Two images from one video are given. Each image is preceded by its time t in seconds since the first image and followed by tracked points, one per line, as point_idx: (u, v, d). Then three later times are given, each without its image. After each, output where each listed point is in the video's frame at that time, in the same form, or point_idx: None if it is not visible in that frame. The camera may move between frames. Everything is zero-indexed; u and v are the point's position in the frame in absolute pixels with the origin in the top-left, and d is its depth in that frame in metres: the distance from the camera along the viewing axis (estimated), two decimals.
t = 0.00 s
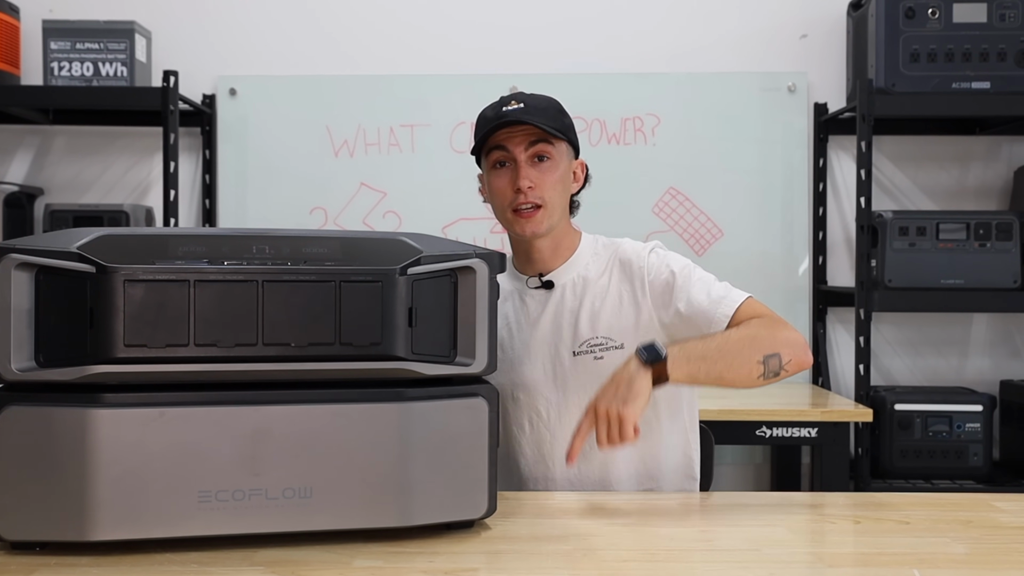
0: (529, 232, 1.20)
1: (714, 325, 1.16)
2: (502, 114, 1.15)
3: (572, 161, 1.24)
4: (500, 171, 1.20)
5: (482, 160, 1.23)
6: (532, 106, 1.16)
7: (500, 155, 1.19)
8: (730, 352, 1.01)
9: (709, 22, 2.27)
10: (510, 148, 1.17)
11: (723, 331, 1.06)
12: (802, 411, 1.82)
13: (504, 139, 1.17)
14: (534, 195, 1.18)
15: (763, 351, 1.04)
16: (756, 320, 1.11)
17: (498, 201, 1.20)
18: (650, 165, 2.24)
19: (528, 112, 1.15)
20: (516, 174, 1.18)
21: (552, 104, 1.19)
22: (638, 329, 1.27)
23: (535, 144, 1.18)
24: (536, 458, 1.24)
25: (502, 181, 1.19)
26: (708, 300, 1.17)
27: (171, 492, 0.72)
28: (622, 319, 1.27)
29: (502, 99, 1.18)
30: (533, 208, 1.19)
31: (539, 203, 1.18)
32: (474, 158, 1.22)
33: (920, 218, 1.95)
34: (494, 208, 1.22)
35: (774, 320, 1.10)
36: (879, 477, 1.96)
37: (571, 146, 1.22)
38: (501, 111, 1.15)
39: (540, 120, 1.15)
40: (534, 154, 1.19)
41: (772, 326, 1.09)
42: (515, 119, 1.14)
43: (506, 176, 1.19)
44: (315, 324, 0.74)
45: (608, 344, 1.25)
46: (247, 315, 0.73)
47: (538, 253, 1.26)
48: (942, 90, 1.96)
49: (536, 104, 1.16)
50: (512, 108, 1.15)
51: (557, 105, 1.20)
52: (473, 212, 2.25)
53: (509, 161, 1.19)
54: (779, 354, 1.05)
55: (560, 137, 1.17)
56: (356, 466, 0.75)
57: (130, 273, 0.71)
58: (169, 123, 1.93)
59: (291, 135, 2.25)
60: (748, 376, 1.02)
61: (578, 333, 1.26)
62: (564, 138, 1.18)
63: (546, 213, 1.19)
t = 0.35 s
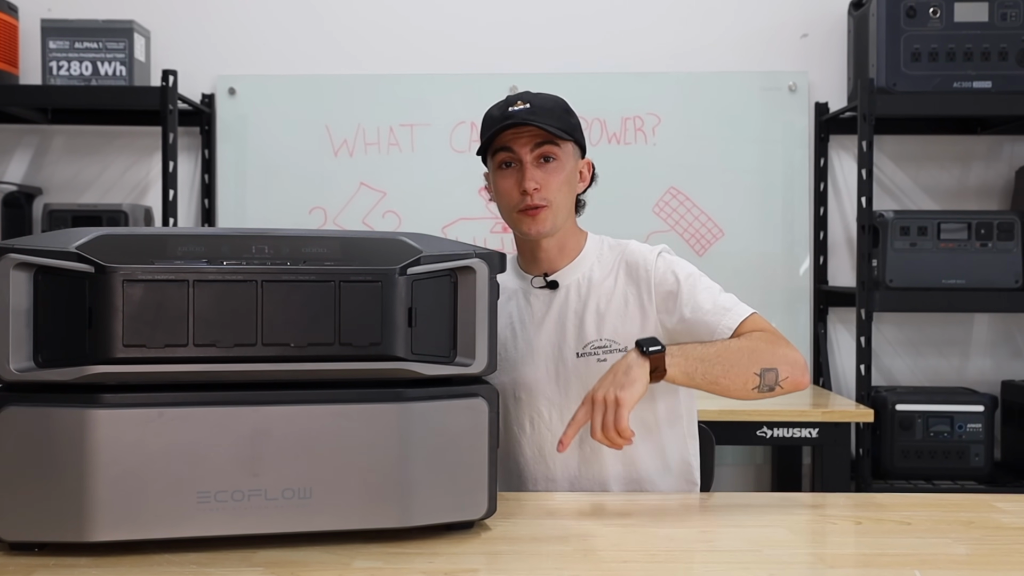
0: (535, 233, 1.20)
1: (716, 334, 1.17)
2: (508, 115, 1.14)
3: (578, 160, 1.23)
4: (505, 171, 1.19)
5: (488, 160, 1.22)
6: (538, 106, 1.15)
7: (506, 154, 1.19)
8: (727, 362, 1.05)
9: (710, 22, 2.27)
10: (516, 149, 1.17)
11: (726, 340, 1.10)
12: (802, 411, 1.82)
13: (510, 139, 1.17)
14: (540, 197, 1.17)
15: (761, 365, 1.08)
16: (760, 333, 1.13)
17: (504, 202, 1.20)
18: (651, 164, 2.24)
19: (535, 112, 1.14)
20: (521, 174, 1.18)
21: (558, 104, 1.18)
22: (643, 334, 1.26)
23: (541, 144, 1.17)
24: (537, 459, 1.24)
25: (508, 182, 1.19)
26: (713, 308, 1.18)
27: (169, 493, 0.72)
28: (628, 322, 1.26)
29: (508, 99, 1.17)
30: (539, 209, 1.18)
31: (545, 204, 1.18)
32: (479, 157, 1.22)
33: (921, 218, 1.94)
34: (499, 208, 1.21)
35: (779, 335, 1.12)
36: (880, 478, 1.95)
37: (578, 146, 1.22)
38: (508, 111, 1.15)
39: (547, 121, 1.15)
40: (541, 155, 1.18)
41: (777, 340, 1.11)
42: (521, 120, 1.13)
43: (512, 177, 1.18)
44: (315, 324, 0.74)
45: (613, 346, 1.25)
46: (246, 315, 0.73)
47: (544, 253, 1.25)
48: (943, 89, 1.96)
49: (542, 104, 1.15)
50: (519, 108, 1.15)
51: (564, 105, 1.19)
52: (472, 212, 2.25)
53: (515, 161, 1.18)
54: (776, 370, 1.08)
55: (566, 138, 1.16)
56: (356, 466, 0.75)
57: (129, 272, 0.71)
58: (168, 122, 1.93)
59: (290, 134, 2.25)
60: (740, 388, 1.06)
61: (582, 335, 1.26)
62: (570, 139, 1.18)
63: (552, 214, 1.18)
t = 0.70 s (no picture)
0: (538, 233, 1.19)
1: (704, 354, 1.16)
2: (512, 114, 1.14)
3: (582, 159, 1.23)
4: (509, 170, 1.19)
5: (491, 159, 1.22)
6: (542, 105, 1.14)
7: (509, 153, 1.18)
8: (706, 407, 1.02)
9: (710, 21, 2.26)
10: (520, 148, 1.17)
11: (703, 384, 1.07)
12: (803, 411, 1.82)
13: (514, 139, 1.17)
14: (543, 196, 1.17)
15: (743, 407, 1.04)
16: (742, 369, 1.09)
17: (508, 201, 1.19)
18: (652, 164, 2.24)
19: (539, 111, 1.14)
20: (525, 174, 1.17)
21: (562, 102, 1.17)
22: (644, 338, 1.25)
23: (545, 144, 1.17)
24: (536, 459, 1.23)
25: (512, 181, 1.18)
26: (706, 327, 1.17)
27: (168, 494, 0.72)
28: (631, 324, 1.25)
29: (512, 97, 1.17)
30: (543, 208, 1.18)
31: (549, 204, 1.17)
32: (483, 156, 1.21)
33: (922, 218, 1.94)
34: (503, 207, 1.21)
35: (762, 369, 1.09)
36: (882, 478, 1.95)
37: (582, 144, 1.21)
38: (511, 110, 1.15)
39: (550, 121, 1.14)
40: (544, 154, 1.18)
41: (758, 377, 1.08)
42: (524, 119, 1.13)
43: (515, 176, 1.18)
44: (314, 324, 0.74)
45: (614, 349, 1.24)
46: (245, 315, 0.73)
47: (547, 252, 1.25)
48: (944, 89, 1.95)
49: (546, 103, 1.15)
50: (522, 107, 1.14)
51: (568, 103, 1.18)
52: (472, 212, 2.25)
53: (519, 161, 1.18)
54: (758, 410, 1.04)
55: (570, 137, 1.16)
56: (356, 467, 0.74)
57: (128, 272, 0.71)
58: (167, 122, 1.92)
59: (290, 133, 2.24)
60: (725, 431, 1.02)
61: (584, 337, 1.25)
62: (574, 138, 1.17)
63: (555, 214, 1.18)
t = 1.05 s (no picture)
0: (541, 232, 1.19)
1: (710, 363, 1.16)
2: (515, 113, 1.14)
3: (586, 158, 1.22)
4: (512, 169, 1.18)
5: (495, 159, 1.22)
6: (545, 104, 1.14)
7: (512, 153, 1.18)
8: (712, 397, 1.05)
9: (710, 21, 2.26)
10: (522, 148, 1.16)
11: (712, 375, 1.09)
12: (804, 412, 1.81)
13: (517, 138, 1.16)
14: (547, 196, 1.17)
15: (744, 407, 1.07)
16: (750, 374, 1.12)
17: (511, 201, 1.19)
18: (652, 163, 2.23)
19: (541, 111, 1.13)
20: (528, 174, 1.17)
21: (566, 101, 1.17)
22: (649, 341, 1.25)
23: (548, 143, 1.16)
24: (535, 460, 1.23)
25: (515, 181, 1.18)
26: (714, 337, 1.17)
27: (167, 494, 0.71)
28: (635, 328, 1.25)
29: (516, 96, 1.16)
30: (546, 208, 1.18)
31: (551, 203, 1.17)
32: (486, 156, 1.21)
33: (922, 217, 1.94)
34: (506, 206, 1.21)
35: (768, 380, 1.12)
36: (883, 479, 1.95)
37: (585, 142, 1.21)
38: (514, 110, 1.14)
39: (553, 119, 1.14)
40: (547, 153, 1.17)
41: (766, 385, 1.11)
42: (527, 119, 1.12)
43: (518, 176, 1.18)
44: (313, 325, 0.74)
45: (617, 352, 1.24)
46: (244, 315, 0.72)
47: (551, 251, 1.25)
48: (946, 88, 1.95)
49: (549, 102, 1.14)
50: (525, 106, 1.14)
51: (571, 101, 1.18)
52: (472, 212, 2.24)
53: (522, 160, 1.17)
54: (756, 414, 1.08)
55: (573, 136, 1.15)
56: (356, 468, 0.74)
57: (126, 272, 0.71)
58: (165, 121, 1.92)
59: (289, 133, 2.24)
60: (720, 426, 1.05)
61: (587, 340, 1.25)
62: (577, 137, 1.17)
63: (558, 214, 1.18)
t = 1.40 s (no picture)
0: (543, 236, 1.19)
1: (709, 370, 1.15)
2: (512, 116, 1.13)
3: (586, 157, 1.22)
4: (511, 172, 1.18)
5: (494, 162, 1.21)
6: (542, 106, 1.13)
7: (511, 157, 1.17)
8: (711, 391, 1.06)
9: (711, 20, 2.26)
10: (521, 152, 1.16)
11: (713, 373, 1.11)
12: (805, 412, 1.81)
13: (515, 142, 1.16)
14: (547, 200, 1.16)
15: (739, 409, 1.09)
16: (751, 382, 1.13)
17: (512, 205, 1.19)
18: (652, 162, 2.23)
19: (538, 113, 1.13)
20: (527, 178, 1.16)
21: (564, 100, 1.16)
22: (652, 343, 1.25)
23: (546, 146, 1.15)
24: (536, 460, 1.23)
25: (515, 186, 1.18)
26: (714, 346, 1.16)
27: (167, 495, 0.71)
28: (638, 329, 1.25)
29: (513, 98, 1.16)
30: (547, 212, 1.17)
31: (551, 207, 1.17)
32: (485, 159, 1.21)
33: (924, 217, 1.93)
34: (507, 210, 1.21)
35: (764, 391, 1.14)
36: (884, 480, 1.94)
37: (584, 142, 1.20)
38: (511, 113, 1.14)
39: (550, 122, 1.13)
40: (546, 156, 1.16)
41: (763, 394, 1.12)
42: (524, 122, 1.12)
43: (517, 180, 1.17)
44: (313, 325, 0.73)
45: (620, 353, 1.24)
46: (244, 315, 0.72)
47: (553, 252, 1.24)
48: (947, 88, 1.95)
49: (546, 104, 1.14)
50: (522, 109, 1.13)
51: (569, 101, 1.17)
52: (472, 212, 2.24)
53: (521, 164, 1.17)
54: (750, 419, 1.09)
55: (571, 138, 1.15)
56: (356, 468, 0.74)
57: (126, 272, 0.70)
58: (164, 121, 1.92)
59: (289, 133, 2.24)
60: (714, 421, 1.07)
61: (591, 340, 1.25)
62: (575, 138, 1.16)
63: (559, 218, 1.18)
